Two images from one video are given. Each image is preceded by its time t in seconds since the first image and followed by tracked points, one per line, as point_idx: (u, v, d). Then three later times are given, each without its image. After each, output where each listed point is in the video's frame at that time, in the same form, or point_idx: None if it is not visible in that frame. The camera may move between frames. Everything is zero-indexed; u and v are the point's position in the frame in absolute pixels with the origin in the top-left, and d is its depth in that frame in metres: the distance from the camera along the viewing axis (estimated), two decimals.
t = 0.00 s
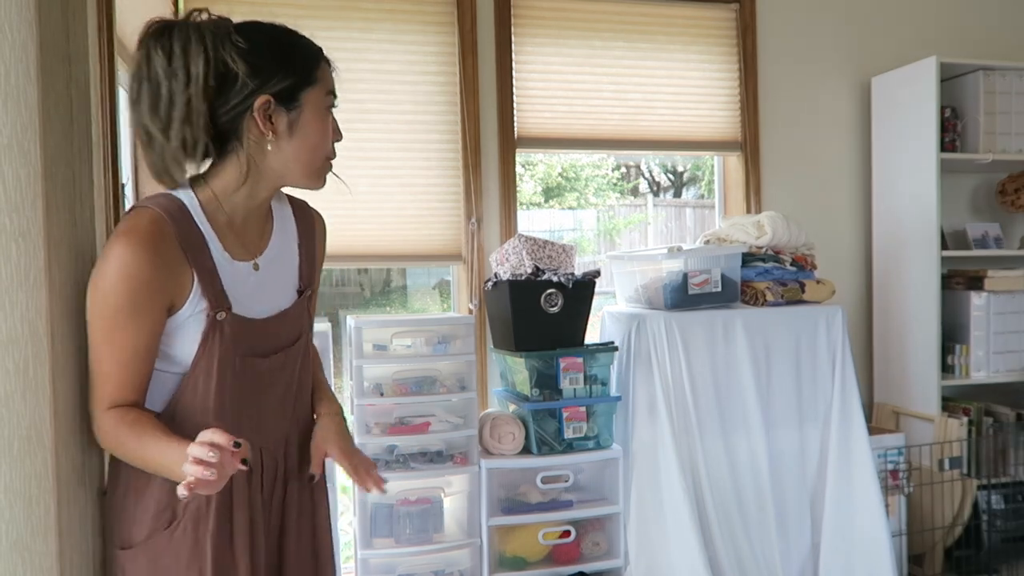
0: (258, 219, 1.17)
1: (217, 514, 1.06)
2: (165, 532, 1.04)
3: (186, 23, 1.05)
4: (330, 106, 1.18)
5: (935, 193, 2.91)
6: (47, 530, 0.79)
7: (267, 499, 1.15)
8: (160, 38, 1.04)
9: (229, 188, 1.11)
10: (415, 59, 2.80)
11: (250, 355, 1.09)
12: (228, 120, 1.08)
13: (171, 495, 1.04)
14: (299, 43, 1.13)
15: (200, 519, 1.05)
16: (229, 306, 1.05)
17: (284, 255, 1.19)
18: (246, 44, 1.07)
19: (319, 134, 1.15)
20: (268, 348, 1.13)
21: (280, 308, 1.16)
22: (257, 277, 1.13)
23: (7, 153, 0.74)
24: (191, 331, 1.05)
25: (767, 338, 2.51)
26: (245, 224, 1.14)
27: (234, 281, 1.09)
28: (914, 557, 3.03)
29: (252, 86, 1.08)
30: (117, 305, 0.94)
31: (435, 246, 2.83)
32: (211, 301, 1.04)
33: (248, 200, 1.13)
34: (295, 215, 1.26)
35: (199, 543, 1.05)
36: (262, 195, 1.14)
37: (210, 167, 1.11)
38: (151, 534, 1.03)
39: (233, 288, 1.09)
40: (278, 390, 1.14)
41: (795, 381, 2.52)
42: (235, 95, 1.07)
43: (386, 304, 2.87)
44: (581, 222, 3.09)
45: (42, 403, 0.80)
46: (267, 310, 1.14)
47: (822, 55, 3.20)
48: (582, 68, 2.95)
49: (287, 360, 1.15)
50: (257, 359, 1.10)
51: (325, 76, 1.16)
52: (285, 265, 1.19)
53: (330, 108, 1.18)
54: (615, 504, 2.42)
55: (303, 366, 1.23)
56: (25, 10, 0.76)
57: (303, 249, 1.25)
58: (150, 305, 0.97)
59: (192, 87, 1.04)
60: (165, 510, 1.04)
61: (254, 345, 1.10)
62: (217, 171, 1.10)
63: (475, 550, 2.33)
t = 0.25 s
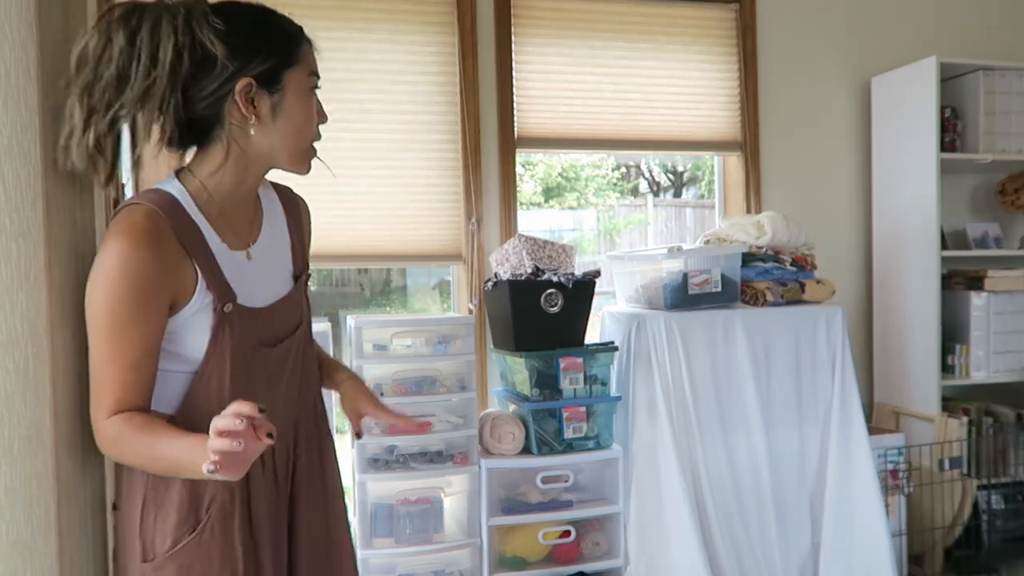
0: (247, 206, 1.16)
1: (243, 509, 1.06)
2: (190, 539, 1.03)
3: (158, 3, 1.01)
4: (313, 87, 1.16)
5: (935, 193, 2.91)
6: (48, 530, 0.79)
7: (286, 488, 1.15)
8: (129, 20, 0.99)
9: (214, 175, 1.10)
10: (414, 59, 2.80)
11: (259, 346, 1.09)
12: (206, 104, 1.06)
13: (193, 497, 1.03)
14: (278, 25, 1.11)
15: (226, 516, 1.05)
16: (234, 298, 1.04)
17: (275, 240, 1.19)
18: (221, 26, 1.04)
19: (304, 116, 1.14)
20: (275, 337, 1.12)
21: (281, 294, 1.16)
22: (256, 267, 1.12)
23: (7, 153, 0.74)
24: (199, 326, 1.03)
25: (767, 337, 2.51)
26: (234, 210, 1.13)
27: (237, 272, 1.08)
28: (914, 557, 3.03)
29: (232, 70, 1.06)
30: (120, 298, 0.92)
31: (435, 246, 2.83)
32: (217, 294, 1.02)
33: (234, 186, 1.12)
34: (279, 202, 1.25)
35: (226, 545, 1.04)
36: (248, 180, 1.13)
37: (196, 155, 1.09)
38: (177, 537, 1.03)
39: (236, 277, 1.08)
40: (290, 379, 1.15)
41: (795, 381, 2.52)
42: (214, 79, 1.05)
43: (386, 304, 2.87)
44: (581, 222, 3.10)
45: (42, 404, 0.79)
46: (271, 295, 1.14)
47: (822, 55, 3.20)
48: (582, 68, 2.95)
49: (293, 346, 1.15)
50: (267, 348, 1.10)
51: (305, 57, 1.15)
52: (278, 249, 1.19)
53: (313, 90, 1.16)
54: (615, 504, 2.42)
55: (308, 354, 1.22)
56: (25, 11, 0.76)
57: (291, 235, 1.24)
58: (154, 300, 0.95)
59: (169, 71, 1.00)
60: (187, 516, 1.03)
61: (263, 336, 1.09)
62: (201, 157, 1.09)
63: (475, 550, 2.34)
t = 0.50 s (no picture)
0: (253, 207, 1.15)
1: (241, 521, 1.05)
2: (189, 546, 1.03)
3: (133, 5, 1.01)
4: (302, 76, 1.12)
5: (935, 193, 2.91)
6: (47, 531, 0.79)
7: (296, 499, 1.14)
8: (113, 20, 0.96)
9: (211, 177, 1.09)
10: (415, 59, 2.80)
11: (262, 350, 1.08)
12: (189, 101, 1.05)
13: (191, 505, 1.03)
14: (259, 12, 1.09)
15: (223, 527, 1.04)
16: (231, 303, 1.05)
17: (281, 241, 1.18)
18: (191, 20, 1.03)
19: (294, 105, 1.10)
20: (279, 340, 1.12)
21: (285, 296, 1.15)
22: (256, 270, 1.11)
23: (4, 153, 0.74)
24: (196, 333, 1.04)
25: (767, 337, 2.51)
26: (235, 213, 1.12)
27: (235, 275, 1.08)
28: (914, 557, 3.03)
29: (208, 64, 1.04)
30: (117, 304, 0.92)
31: (435, 246, 2.83)
32: (212, 300, 1.03)
33: (231, 188, 1.10)
34: (290, 202, 1.25)
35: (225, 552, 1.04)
36: (246, 180, 1.12)
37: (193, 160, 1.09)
38: (176, 545, 1.04)
39: (231, 282, 1.08)
40: (297, 381, 1.13)
41: (795, 381, 2.52)
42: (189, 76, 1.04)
43: (387, 304, 2.87)
44: (581, 222, 3.10)
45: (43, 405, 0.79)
46: (274, 297, 1.14)
47: (822, 55, 3.20)
48: (582, 68, 2.95)
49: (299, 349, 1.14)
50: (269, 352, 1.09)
51: (291, 44, 1.12)
52: (284, 251, 1.18)
53: (303, 79, 1.12)
54: (615, 505, 2.42)
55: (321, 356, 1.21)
56: (24, 12, 0.76)
57: (300, 233, 1.23)
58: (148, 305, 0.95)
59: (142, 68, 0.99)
60: (187, 523, 1.03)
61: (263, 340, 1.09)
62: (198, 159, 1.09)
63: (476, 550, 2.34)
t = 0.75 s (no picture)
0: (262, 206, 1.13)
1: (246, 536, 1.02)
2: (201, 550, 1.03)
3: None
4: (315, 73, 1.07)
5: (936, 193, 2.91)
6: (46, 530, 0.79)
7: (313, 513, 1.09)
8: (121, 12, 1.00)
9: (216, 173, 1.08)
10: (415, 59, 2.80)
11: (273, 351, 1.05)
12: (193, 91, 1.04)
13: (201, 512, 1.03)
14: None
15: (228, 540, 1.02)
16: (236, 301, 1.03)
17: (296, 239, 1.15)
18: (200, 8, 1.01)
19: (292, 96, 1.04)
20: (292, 340, 1.08)
21: (301, 296, 1.12)
22: (267, 268, 1.08)
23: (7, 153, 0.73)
24: (200, 333, 1.02)
25: (767, 338, 2.50)
26: (244, 211, 1.10)
27: (245, 274, 1.06)
28: (915, 557, 3.03)
29: (213, 52, 1.02)
30: (115, 304, 0.92)
31: (435, 246, 2.83)
32: (215, 297, 1.01)
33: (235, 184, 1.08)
34: (311, 205, 1.22)
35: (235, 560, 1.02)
36: (252, 176, 1.09)
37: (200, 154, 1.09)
38: (189, 551, 1.04)
39: (239, 279, 1.06)
40: (313, 383, 1.10)
41: (795, 382, 2.52)
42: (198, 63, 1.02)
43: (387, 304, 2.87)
44: (581, 222, 3.09)
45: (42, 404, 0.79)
46: (286, 298, 1.10)
47: (822, 55, 3.20)
48: (582, 68, 2.95)
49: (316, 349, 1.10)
50: (281, 353, 1.06)
51: (304, 36, 1.07)
52: (300, 250, 1.15)
53: (315, 76, 1.07)
54: (615, 505, 2.42)
55: (346, 360, 1.16)
56: (25, 11, 0.75)
57: (321, 235, 1.20)
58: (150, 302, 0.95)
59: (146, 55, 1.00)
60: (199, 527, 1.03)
61: (273, 339, 1.06)
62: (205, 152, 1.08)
63: (476, 550, 2.34)
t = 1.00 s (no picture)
0: (297, 204, 1.07)
1: (297, 551, 0.98)
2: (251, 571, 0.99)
3: None
4: (343, 55, 1.03)
5: (936, 193, 2.91)
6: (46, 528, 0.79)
7: (362, 522, 1.05)
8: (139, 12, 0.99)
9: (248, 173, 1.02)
10: (415, 59, 2.79)
11: (310, 360, 1.00)
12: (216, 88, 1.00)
13: (251, 528, 0.99)
14: None
15: (279, 557, 0.98)
16: (269, 308, 0.97)
17: (331, 238, 1.09)
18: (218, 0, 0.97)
19: (331, 84, 0.99)
20: (331, 348, 1.02)
21: (338, 296, 1.06)
22: (303, 272, 1.03)
23: (7, 154, 0.73)
24: (236, 343, 0.97)
25: (767, 337, 2.50)
26: (280, 211, 1.05)
27: (278, 278, 1.01)
28: (915, 557, 3.03)
29: (235, 44, 0.98)
30: (146, 311, 0.88)
31: (434, 246, 2.83)
32: (248, 306, 0.95)
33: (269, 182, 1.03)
34: (345, 201, 1.16)
35: None
36: (286, 173, 1.04)
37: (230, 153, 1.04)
38: (241, 569, 1.00)
39: (273, 286, 1.00)
40: (354, 390, 1.04)
41: (795, 381, 2.52)
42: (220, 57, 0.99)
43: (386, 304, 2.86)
44: (581, 222, 3.10)
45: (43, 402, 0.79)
46: (323, 300, 1.04)
47: (822, 55, 3.20)
48: (582, 68, 2.95)
49: (354, 356, 1.04)
50: (318, 361, 1.00)
51: (327, 19, 1.02)
52: (333, 248, 1.09)
53: (344, 59, 1.03)
54: (615, 504, 2.42)
55: (387, 364, 1.11)
56: (25, 11, 0.76)
57: (356, 232, 1.14)
58: (184, 304, 0.90)
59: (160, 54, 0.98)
60: (247, 548, 0.99)
61: (309, 347, 1.00)
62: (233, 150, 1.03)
63: (476, 551, 2.35)
